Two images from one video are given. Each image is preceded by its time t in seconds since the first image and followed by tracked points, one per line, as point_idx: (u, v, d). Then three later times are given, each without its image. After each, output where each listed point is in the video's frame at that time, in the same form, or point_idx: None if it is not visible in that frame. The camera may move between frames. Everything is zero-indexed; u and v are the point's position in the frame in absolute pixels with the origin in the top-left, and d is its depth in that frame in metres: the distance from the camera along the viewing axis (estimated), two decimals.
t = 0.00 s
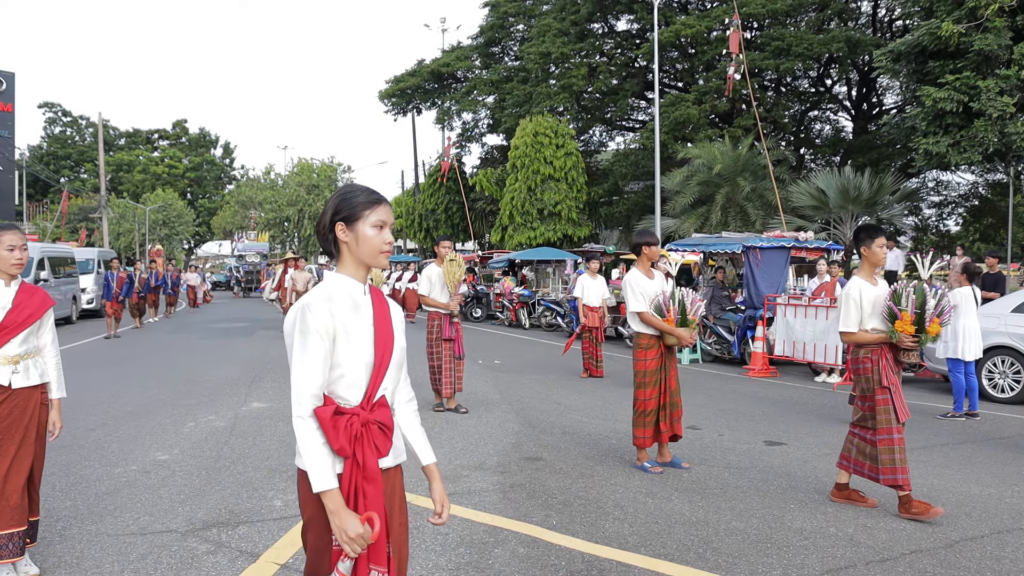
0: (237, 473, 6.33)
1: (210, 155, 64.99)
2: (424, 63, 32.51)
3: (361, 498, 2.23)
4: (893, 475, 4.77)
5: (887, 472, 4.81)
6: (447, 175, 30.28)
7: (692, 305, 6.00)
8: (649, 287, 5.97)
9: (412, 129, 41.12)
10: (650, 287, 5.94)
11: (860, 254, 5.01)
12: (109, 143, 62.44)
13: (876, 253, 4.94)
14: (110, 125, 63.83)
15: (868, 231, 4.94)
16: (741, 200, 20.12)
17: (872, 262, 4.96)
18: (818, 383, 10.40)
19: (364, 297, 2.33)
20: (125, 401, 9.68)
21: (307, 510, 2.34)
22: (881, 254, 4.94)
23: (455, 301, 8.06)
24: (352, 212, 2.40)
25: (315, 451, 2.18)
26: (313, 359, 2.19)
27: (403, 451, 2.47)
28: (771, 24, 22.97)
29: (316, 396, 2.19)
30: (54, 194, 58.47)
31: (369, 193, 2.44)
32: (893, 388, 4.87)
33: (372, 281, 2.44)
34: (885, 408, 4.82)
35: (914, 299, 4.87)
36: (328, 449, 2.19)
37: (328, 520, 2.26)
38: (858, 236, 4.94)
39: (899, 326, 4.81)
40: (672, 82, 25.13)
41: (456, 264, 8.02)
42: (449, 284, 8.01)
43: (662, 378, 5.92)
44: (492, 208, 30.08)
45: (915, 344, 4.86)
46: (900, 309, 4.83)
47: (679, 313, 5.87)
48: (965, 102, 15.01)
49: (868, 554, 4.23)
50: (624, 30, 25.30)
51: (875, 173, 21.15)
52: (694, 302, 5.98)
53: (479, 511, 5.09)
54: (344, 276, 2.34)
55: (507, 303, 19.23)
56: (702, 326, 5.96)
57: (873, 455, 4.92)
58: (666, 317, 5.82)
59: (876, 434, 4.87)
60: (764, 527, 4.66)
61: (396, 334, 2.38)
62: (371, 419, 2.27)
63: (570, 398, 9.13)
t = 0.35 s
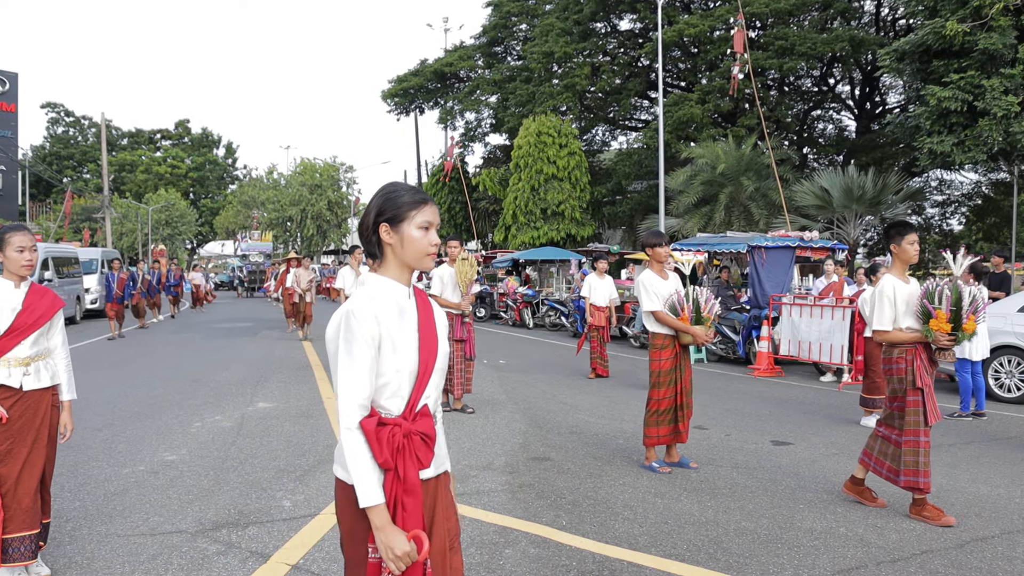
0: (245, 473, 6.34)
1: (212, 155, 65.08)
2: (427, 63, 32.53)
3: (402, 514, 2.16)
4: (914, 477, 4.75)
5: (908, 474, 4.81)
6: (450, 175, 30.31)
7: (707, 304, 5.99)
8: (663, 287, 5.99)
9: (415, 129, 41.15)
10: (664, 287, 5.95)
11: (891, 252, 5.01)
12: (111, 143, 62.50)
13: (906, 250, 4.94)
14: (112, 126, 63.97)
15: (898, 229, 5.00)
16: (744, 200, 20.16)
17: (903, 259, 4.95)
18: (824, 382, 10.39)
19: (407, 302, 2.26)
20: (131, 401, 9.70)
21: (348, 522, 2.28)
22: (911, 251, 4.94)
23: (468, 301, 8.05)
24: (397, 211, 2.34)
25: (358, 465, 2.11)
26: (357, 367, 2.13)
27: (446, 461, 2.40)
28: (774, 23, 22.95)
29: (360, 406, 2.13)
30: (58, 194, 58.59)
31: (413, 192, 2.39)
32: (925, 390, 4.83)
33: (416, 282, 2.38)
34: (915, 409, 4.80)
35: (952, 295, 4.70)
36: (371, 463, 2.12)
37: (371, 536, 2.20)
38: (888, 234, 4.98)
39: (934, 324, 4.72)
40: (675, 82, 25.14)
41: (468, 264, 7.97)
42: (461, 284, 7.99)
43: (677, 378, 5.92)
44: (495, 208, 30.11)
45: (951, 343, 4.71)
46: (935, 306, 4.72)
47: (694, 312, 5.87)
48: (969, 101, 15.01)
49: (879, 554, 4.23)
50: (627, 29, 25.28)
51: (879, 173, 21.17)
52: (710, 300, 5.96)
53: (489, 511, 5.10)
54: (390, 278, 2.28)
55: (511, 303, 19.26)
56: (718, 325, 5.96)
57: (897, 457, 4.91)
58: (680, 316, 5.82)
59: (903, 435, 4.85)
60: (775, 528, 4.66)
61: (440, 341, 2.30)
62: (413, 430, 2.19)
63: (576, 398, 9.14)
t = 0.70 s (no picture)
0: (251, 472, 6.34)
1: (216, 155, 65.20)
2: (431, 63, 32.54)
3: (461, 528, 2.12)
4: (933, 481, 4.70)
5: (929, 478, 4.75)
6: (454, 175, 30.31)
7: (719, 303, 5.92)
8: (675, 288, 6.00)
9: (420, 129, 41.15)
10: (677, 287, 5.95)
11: (921, 249, 4.92)
12: (116, 143, 62.66)
13: (936, 248, 4.85)
14: (117, 126, 64.15)
15: (929, 226, 4.90)
16: (749, 199, 20.14)
17: (933, 257, 4.86)
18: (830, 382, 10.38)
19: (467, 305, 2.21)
20: (137, 400, 9.72)
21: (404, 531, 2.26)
22: (941, 248, 4.85)
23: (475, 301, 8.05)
24: (454, 210, 2.29)
25: (413, 476, 2.08)
26: (412, 375, 2.10)
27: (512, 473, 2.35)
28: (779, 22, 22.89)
29: (415, 415, 2.10)
30: (63, 194, 58.79)
31: (471, 190, 2.34)
32: (955, 391, 4.73)
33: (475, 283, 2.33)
34: (940, 411, 4.73)
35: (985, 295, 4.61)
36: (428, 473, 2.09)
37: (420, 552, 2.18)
38: (917, 231, 4.91)
39: (967, 324, 4.61)
40: (679, 81, 25.11)
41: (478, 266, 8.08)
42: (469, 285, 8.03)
43: (689, 378, 5.89)
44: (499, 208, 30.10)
45: (984, 342, 4.62)
46: (969, 305, 4.62)
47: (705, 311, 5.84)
48: (975, 100, 14.96)
49: (887, 554, 4.22)
50: (631, 28, 25.24)
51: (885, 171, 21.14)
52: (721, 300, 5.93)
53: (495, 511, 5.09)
54: (448, 280, 2.24)
55: (516, 303, 19.28)
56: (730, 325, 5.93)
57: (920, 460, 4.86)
58: (691, 316, 5.80)
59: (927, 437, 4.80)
60: (782, 528, 4.65)
61: (503, 345, 2.25)
62: (475, 440, 2.14)
63: (582, 398, 9.15)
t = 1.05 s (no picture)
0: (257, 471, 6.37)
1: (224, 155, 65.41)
2: (438, 63, 32.57)
3: (528, 534, 2.09)
4: (959, 485, 4.63)
5: (955, 482, 4.67)
6: (461, 175, 30.36)
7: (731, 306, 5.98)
8: (688, 287, 5.99)
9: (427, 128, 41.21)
10: (691, 287, 5.97)
11: (947, 249, 4.84)
12: (124, 143, 62.96)
13: (963, 247, 4.77)
14: (126, 126, 64.47)
15: (956, 225, 4.81)
16: (756, 198, 20.13)
17: (959, 256, 4.79)
18: (837, 381, 10.36)
19: (527, 303, 2.19)
20: (144, 400, 9.75)
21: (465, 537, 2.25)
22: (968, 247, 4.77)
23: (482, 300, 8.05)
24: (515, 202, 2.25)
25: (472, 479, 2.07)
26: (472, 373, 2.09)
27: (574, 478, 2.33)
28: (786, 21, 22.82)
29: (475, 416, 2.10)
30: (71, 194, 59.11)
31: (533, 181, 2.29)
32: (981, 395, 4.67)
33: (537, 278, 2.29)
34: (964, 413, 4.69)
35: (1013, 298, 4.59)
36: (489, 477, 2.07)
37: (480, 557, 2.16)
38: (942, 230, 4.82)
39: (994, 326, 4.54)
40: (685, 80, 25.08)
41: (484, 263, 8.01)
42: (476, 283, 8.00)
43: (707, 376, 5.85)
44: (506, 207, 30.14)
45: (1012, 345, 4.56)
46: (996, 307, 4.57)
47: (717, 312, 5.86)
48: (984, 98, 14.90)
49: (894, 554, 4.21)
50: (637, 27, 25.22)
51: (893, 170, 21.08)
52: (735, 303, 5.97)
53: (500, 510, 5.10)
54: (509, 277, 2.21)
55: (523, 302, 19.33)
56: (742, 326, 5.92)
57: (945, 464, 4.80)
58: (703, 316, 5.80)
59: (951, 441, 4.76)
60: (788, 527, 4.64)
61: (563, 346, 2.23)
62: (536, 443, 2.11)
63: (588, 397, 9.16)
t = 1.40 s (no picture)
0: (262, 470, 6.38)
1: (231, 155, 65.60)
2: (444, 63, 32.59)
3: (594, 560, 2.01)
4: (983, 488, 4.58)
5: (978, 485, 4.62)
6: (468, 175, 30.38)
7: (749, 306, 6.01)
8: (704, 287, 5.87)
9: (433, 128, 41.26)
10: (707, 287, 5.86)
11: (981, 249, 4.84)
12: (132, 143, 63.23)
13: (997, 247, 4.76)
14: (133, 126, 64.75)
15: (988, 225, 4.84)
16: (763, 198, 20.12)
17: (994, 256, 4.77)
18: (844, 381, 10.33)
19: (590, 311, 2.11)
20: (150, 399, 9.78)
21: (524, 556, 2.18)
22: (1002, 248, 4.75)
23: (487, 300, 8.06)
24: (576, 201, 2.16)
25: (539, 500, 1.99)
26: (535, 386, 2.02)
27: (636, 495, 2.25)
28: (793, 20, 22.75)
29: (538, 432, 2.02)
30: (79, 194, 59.38)
31: (595, 179, 2.20)
32: (1014, 399, 4.58)
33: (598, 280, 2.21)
34: (994, 416, 4.62)
35: None
36: (555, 499, 2.00)
37: None
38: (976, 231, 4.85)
39: None
40: (691, 79, 25.05)
41: (491, 263, 8.05)
42: (482, 283, 8.05)
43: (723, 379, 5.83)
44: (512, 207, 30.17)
45: None
46: None
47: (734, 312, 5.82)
48: (992, 97, 14.83)
49: (901, 554, 4.19)
50: (643, 27, 25.21)
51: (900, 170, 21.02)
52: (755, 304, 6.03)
53: (505, 510, 5.10)
54: (570, 281, 2.13)
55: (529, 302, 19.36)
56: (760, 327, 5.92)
57: (969, 465, 4.75)
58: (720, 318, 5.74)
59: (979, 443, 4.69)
60: (795, 527, 4.62)
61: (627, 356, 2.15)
62: (602, 461, 2.05)
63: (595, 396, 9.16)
